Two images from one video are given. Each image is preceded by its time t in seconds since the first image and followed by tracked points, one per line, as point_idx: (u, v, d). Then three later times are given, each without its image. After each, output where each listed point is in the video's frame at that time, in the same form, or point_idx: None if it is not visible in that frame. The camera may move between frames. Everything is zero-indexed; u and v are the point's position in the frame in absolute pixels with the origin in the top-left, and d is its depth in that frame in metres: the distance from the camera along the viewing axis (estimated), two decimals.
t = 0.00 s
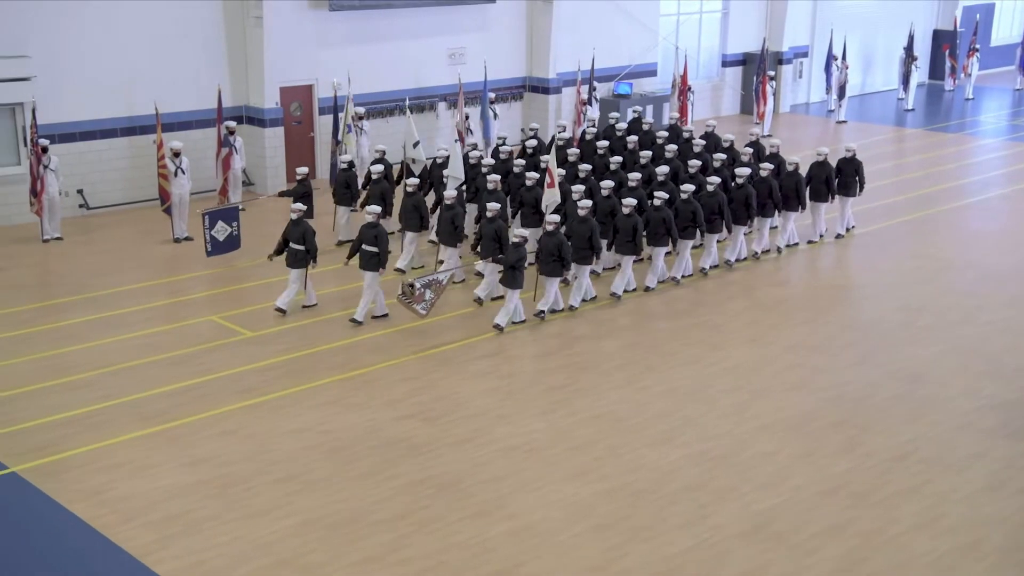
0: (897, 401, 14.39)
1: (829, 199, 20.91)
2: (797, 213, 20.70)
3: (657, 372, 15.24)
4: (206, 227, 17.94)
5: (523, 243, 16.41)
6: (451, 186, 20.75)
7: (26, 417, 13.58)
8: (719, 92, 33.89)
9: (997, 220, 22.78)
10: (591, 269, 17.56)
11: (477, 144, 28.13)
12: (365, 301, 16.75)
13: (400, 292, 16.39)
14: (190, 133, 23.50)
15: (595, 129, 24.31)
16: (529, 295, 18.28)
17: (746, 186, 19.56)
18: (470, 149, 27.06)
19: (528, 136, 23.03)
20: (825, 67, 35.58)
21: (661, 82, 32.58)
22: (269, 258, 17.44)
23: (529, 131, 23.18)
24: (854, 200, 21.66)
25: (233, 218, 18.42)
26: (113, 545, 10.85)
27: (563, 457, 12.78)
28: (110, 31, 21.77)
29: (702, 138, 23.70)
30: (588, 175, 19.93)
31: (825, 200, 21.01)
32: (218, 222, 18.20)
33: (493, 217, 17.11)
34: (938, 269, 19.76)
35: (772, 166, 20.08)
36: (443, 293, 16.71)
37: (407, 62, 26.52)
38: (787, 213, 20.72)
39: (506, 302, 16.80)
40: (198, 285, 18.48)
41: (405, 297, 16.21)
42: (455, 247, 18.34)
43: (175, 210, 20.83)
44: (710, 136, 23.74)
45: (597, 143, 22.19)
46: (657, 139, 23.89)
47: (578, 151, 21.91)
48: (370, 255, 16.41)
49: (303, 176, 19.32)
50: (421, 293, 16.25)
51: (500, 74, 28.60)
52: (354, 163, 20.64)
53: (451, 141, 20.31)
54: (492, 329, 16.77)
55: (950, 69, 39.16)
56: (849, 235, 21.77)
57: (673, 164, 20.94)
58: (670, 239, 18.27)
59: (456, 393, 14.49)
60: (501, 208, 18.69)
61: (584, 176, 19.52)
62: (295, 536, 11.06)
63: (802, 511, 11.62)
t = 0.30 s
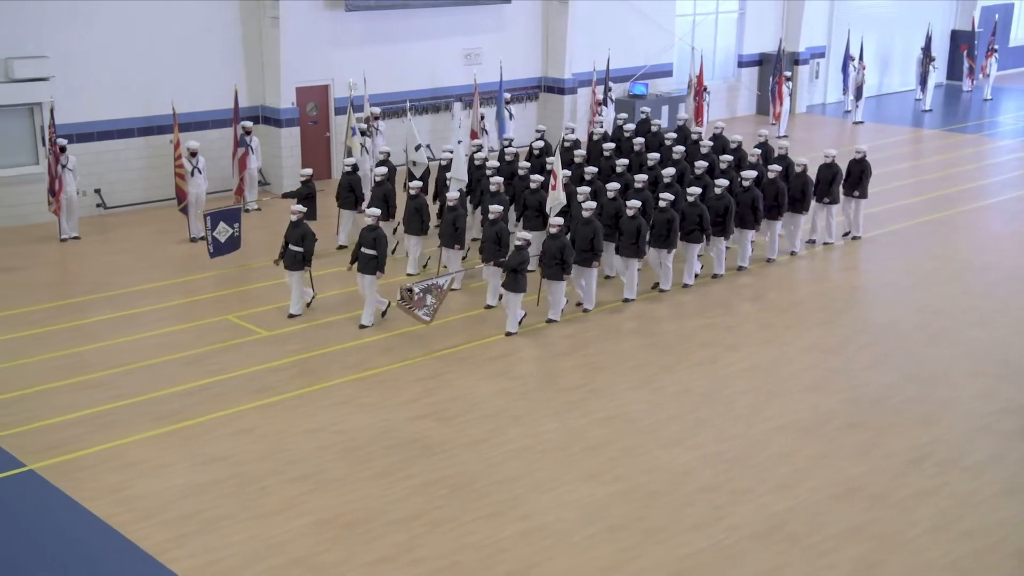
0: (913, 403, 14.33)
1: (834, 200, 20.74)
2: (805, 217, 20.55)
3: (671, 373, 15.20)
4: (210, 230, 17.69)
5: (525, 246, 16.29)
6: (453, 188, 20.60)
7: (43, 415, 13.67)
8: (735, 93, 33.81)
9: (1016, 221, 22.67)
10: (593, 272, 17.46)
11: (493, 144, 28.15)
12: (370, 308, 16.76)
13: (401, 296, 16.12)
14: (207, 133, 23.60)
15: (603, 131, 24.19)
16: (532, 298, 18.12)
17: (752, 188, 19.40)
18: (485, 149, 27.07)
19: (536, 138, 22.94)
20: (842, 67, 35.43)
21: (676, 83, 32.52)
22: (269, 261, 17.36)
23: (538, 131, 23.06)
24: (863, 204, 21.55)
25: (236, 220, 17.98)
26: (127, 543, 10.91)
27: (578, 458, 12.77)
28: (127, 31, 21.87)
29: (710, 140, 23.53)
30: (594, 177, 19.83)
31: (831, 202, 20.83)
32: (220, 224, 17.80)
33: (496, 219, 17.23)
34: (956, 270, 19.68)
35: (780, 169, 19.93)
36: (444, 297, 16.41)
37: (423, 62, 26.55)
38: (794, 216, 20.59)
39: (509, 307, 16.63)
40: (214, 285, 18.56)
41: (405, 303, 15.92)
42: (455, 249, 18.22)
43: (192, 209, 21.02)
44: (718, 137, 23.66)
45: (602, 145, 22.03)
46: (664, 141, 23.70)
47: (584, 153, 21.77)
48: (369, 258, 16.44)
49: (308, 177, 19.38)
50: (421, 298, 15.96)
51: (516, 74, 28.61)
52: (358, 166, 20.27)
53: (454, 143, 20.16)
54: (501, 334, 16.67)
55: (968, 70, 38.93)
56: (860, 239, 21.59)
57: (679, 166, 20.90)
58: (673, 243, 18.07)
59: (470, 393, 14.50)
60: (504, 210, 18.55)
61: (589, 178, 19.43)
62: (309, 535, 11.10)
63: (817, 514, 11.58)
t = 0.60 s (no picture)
0: (928, 404, 14.27)
1: (838, 204, 20.48)
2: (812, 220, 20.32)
3: (685, 374, 15.17)
4: (211, 230, 17.49)
5: (526, 249, 16.05)
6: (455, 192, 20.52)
7: (58, 413, 13.74)
8: (750, 93, 33.75)
9: None
10: (594, 276, 17.30)
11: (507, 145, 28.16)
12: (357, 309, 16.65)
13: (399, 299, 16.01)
14: (222, 133, 23.68)
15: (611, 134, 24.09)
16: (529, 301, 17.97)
17: (756, 192, 19.18)
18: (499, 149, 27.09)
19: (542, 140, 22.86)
20: (858, 68, 35.31)
21: (691, 83, 32.48)
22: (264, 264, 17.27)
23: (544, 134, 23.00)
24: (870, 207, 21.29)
25: (238, 220, 17.77)
26: (141, 542, 10.95)
27: (590, 458, 12.75)
28: (143, 32, 21.98)
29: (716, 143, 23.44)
30: (597, 180, 19.66)
31: (836, 207, 20.57)
32: (221, 225, 17.62)
33: (497, 222, 16.90)
34: (971, 271, 19.61)
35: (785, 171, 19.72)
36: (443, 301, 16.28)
37: (437, 63, 26.59)
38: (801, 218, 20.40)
39: (509, 309, 16.53)
40: (228, 284, 18.61)
41: (403, 306, 15.78)
42: (452, 252, 17.92)
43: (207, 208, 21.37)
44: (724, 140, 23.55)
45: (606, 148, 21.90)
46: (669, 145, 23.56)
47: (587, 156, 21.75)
48: (365, 260, 16.33)
49: (309, 180, 19.19)
50: (419, 301, 15.87)
51: (530, 74, 28.61)
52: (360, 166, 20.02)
53: (455, 147, 20.09)
54: (488, 335, 16.53)
55: (985, 71, 38.74)
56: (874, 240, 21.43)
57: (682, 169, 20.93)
58: (672, 247, 17.92)
59: (483, 393, 14.51)
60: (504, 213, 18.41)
61: (592, 181, 19.44)
62: (322, 534, 11.13)
63: (831, 515, 11.53)
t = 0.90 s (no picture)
0: (942, 406, 14.23)
1: (846, 206, 20.32)
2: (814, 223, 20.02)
3: (697, 375, 15.15)
4: (210, 232, 17.39)
5: (524, 253, 15.85)
6: (453, 193, 20.34)
7: (71, 412, 13.79)
8: (763, 94, 33.67)
9: None
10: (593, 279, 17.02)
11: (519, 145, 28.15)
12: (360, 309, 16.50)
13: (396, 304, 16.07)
14: (236, 133, 23.76)
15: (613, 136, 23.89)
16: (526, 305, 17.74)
17: (758, 194, 18.92)
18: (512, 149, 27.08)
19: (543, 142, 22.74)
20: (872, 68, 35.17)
21: (704, 84, 32.42)
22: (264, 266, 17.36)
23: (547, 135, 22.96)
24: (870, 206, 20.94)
25: (239, 222, 17.68)
26: (153, 540, 10.99)
27: (601, 459, 12.73)
28: (157, 33, 22.05)
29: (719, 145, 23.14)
30: (598, 182, 19.56)
31: (841, 208, 20.35)
32: (222, 227, 17.51)
33: (496, 224, 16.61)
34: (985, 272, 19.53)
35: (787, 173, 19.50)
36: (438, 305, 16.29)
37: (450, 63, 26.60)
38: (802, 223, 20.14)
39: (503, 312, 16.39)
40: (241, 284, 18.66)
41: (398, 310, 15.82)
42: (452, 255, 17.86)
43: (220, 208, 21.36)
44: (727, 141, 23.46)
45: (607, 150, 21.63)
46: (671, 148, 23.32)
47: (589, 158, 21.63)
48: (360, 264, 16.14)
49: (310, 181, 19.23)
50: (415, 305, 15.88)
51: (542, 74, 28.59)
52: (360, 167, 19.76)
53: (455, 147, 19.94)
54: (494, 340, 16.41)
55: (1000, 71, 38.54)
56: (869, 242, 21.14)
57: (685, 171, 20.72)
58: (676, 248, 17.88)
59: (495, 394, 14.51)
60: (504, 214, 18.33)
61: (593, 182, 19.31)
62: (334, 533, 11.16)
63: (843, 517, 11.50)
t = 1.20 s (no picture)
0: (960, 408, 14.13)
1: (854, 211, 19.99)
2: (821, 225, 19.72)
3: (713, 376, 15.11)
4: (213, 235, 17.40)
5: (526, 255, 15.89)
6: (455, 195, 20.13)
7: (88, 411, 13.86)
8: (779, 95, 33.56)
9: None
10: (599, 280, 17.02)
11: (535, 145, 28.12)
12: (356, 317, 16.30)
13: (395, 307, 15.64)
14: (252, 133, 23.84)
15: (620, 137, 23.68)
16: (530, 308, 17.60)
17: (764, 197, 18.74)
18: (528, 149, 27.07)
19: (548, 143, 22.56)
20: (890, 69, 35.00)
21: (720, 84, 32.32)
22: (261, 267, 16.85)
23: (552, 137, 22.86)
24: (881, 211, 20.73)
25: (243, 226, 17.79)
26: (168, 538, 11.03)
27: (617, 460, 12.71)
28: (175, 33, 22.15)
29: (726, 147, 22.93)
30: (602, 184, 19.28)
31: (850, 212, 20.06)
32: (226, 230, 17.56)
33: (498, 227, 16.50)
34: (1004, 274, 19.41)
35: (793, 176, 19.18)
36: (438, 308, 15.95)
37: (466, 63, 26.62)
38: (810, 226, 19.81)
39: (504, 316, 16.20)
40: (257, 283, 18.72)
41: (398, 312, 15.39)
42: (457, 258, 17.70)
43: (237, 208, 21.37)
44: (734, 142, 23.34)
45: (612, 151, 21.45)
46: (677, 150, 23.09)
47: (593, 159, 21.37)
48: (362, 266, 16.05)
49: (313, 183, 19.00)
50: (415, 309, 15.48)
51: (559, 74, 28.57)
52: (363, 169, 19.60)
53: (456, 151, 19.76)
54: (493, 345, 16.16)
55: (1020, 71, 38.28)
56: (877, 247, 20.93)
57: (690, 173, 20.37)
58: (682, 252, 17.62)
59: (510, 394, 14.51)
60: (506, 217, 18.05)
61: (597, 185, 19.04)
62: (349, 532, 11.17)
63: (860, 519, 11.44)
